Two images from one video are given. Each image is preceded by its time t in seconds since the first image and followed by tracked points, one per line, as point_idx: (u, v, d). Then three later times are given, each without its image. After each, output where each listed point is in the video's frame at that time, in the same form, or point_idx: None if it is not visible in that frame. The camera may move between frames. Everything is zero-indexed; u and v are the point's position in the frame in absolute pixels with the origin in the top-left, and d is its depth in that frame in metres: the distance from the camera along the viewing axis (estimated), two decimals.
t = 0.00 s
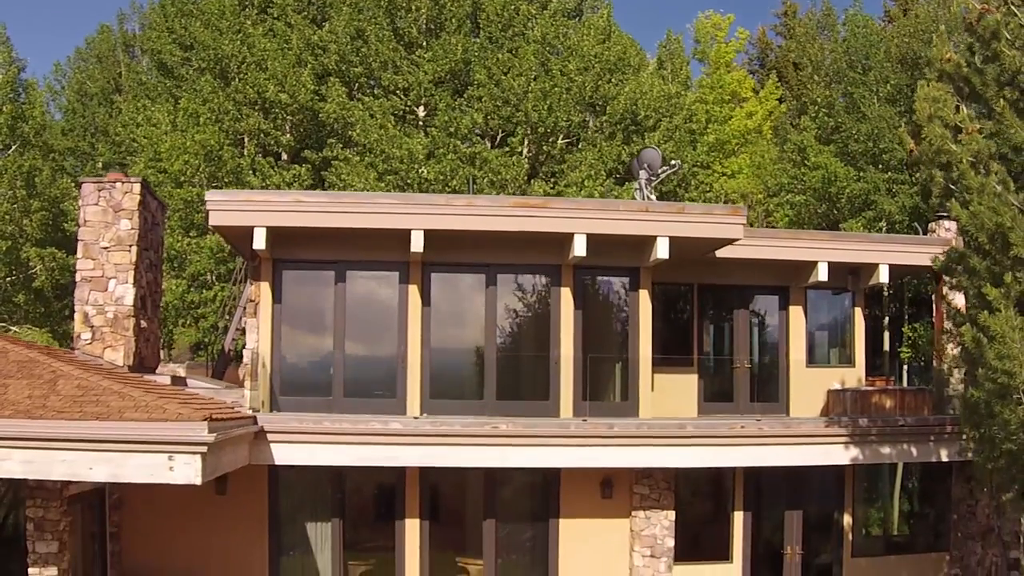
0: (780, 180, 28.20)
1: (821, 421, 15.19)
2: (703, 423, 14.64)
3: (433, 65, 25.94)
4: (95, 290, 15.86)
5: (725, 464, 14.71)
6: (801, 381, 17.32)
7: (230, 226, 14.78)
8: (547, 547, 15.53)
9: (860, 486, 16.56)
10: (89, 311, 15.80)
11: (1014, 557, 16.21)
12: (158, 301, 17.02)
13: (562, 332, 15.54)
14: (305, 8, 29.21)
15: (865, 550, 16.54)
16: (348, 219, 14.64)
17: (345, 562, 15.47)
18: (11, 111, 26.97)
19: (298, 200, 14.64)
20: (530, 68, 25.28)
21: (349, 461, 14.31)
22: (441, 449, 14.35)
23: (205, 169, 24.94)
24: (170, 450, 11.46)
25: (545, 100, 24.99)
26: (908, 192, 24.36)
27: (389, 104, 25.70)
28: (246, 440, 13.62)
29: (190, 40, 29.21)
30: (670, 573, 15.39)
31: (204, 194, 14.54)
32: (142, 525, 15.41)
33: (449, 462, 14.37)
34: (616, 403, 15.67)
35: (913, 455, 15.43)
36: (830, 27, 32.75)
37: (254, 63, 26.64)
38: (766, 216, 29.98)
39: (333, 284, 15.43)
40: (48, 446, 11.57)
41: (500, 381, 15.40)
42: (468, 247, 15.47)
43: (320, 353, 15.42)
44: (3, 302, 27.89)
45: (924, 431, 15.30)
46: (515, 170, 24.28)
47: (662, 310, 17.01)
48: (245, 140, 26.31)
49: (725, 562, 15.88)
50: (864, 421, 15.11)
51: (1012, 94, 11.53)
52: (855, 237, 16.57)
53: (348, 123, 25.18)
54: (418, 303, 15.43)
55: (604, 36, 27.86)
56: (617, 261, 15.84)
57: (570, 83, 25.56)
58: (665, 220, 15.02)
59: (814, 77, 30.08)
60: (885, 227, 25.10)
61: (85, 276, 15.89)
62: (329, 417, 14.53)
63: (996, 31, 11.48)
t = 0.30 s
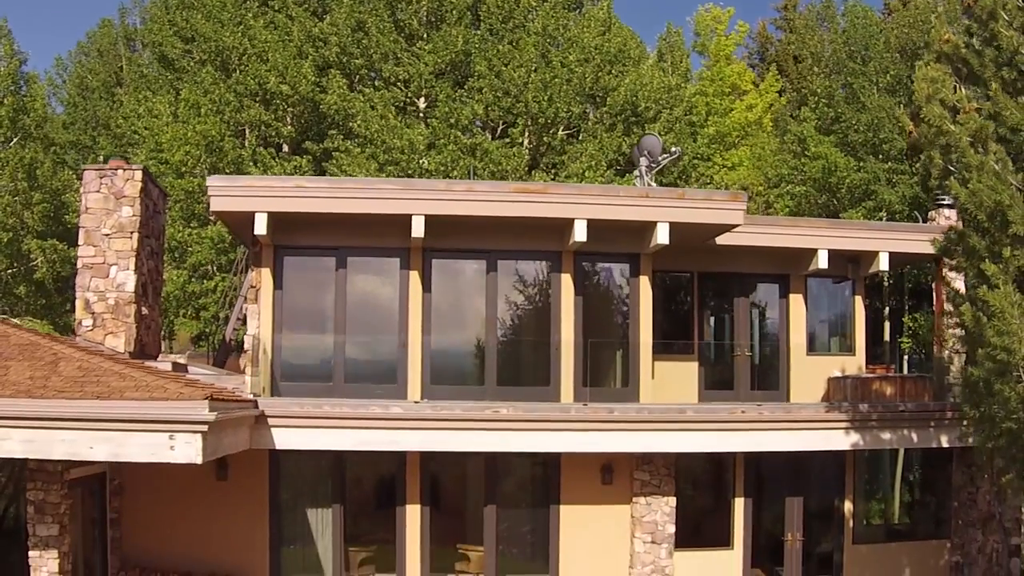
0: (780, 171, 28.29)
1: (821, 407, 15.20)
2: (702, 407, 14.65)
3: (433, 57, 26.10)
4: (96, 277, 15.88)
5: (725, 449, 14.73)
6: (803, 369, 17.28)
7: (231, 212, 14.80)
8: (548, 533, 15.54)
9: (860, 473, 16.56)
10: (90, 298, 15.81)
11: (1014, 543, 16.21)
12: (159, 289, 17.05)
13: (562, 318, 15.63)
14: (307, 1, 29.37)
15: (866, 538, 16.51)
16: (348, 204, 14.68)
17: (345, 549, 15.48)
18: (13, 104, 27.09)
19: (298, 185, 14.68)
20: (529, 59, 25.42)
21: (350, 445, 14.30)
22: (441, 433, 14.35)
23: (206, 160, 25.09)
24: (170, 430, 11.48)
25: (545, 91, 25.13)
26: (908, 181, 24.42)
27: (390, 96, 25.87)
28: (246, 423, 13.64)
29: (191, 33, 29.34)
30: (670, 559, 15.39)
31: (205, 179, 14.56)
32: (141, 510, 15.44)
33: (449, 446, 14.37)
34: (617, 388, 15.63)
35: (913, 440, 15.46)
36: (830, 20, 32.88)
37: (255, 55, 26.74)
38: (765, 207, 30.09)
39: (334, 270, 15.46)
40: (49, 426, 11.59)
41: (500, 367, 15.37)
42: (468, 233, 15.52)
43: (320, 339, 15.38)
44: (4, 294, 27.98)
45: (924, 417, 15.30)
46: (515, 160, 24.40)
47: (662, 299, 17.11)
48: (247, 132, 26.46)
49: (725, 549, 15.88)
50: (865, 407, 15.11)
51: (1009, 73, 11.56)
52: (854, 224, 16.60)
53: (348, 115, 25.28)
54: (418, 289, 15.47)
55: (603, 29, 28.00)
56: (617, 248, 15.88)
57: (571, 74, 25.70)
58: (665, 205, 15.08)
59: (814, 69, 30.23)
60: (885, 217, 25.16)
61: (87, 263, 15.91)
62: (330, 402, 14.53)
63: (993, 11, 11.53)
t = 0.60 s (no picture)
0: (781, 162, 28.40)
1: (821, 394, 15.19)
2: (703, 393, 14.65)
3: (435, 49, 26.28)
4: (97, 264, 15.88)
5: (725, 435, 14.74)
6: (803, 357, 17.23)
7: (231, 198, 14.80)
8: (548, 521, 15.53)
9: (861, 461, 16.55)
10: (91, 285, 15.79)
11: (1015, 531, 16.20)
12: (160, 278, 17.07)
13: (563, 305, 15.67)
14: None
15: (867, 526, 16.46)
16: (348, 190, 14.70)
17: (345, 536, 15.48)
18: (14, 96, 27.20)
19: (299, 171, 14.69)
20: (530, 51, 25.62)
21: (350, 431, 14.28)
22: (442, 418, 14.33)
23: (207, 150, 25.26)
24: (170, 410, 11.48)
25: (546, 83, 25.33)
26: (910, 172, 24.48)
27: (391, 88, 26.09)
28: (247, 407, 13.63)
29: (192, 24, 29.50)
30: (671, 547, 15.37)
31: (206, 165, 14.56)
32: (139, 497, 15.41)
33: (450, 432, 14.35)
34: (617, 374, 15.64)
35: (914, 427, 15.43)
36: (830, 14, 33.03)
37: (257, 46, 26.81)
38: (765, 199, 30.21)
39: (335, 257, 15.50)
40: (48, 406, 11.59)
41: (500, 354, 15.34)
42: (469, 221, 15.56)
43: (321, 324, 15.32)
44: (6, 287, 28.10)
45: (925, 404, 15.29)
46: (516, 150, 24.52)
47: (664, 290, 17.18)
48: (248, 124, 26.61)
49: (725, 537, 15.86)
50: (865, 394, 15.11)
51: (1009, 55, 11.59)
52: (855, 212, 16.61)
53: (349, 106, 25.40)
54: (419, 274, 15.50)
55: (604, 21, 28.15)
56: (617, 235, 15.90)
57: (572, 66, 25.90)
58: (665, 191, 15.09)
59: (816, 61, 30.39)
60: (886, 207, 25.22)
61: (88, 250, 15.90)
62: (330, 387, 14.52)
63: None
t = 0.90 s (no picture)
0: (780, 153, 28.54)
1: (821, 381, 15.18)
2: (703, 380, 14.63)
3: (435, 41, 26.48)
4: (97, 252, 15.88)
5: (725, 422, 14.72)
6: (803, 347, 17.23)
7: (230, 185, 14.80)
8: (548, 508, 15.50)
9: (861, 449, 16.54)
10: (90, 273, 15.79)
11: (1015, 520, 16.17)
12: (159, 267, 17.07)
13: (563, 292, 15.66)
14: None
15: (867, 516, 16.43)
16: (348, 177, 14.68)
17: (344, 524, 15.45)
18: (14, 88, 27.31)
19: (298, 157, 14.68)
20: (529, 43, 25.91)
21: (349, 417, 14.24)
22: (442, 405, 14.31)
23: (207, 140, 25.49)
24: (169, 391, 11.46)
25: (545, 76, 25.57)
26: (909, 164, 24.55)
27: (392, 80, 26.27)
28: (246, 393, 13.59)
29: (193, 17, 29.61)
30: (670, 535, 15.36)
31: (205, 152, 14.56)
32: (139, 485, 15.38)
33: (450, 419, 14.32)
34: (617, 362, 15.70)
35: (914, 415, 15.37)
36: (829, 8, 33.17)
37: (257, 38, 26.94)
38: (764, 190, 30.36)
39: (335, 245, 15.47)
40: (47, 387, 11.56)
41: (501, 342, 15.33)
42: (469, 209, 15.58)
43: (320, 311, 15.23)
44: (6, 280, 28.18)
45: (925, 391, 15.26)
46: (515, 142, 24.71)
47: (663, 281, 17.16)
48: (247, 116, 26.74)
49: (725, 525, 15.84)
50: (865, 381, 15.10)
51: (1008, 36, 11.55)
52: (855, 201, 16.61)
53: (348, 99, 25.56)
54: (419, 262, 15.48)
55: (602, 14, 28.27)
56: (617, 222, 15.91)
57: (572, 58, 26.07)
58: (665, 178, 15.08)
59: (816, 53, 30.54)
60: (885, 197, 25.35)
61: (87, 238, 15.90)
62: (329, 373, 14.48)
63: None
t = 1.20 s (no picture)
0: (778, 145, 28.72)
1: (819, 368, 15.14)
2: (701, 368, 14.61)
3: (432, 34, 26.78)
4: (93, 241, 15.82)
5: (723, 409, 14.68)
6: (802, 337, 17.25)
7: (228, 172, 14.76)
8: (545, 498, 15.45)
9: (860, 439, 16.50)
10: (86, 262, 15.74)
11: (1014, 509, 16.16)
12: (156, 256, 17.03)
13: (562, 280, 15.63)
14: None
15: (865, 505, 16.38)
16: (346, 164, 14.64)
17: (341, 514, 15.37)
18: (10, 81, 27.41)
19: (296, 145, 14.63)
20: (526, 36, 26.20)
21: (346, 404, 14.17)
22: (439, 392, 14.25)
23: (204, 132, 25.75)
24: (165, 373, 11.39)
25: (543, 68, 25.82)
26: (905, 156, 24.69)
27: (390, 73, 26.52)
28: (242, 380, 13.49)
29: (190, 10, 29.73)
30: (668, 525, 15.31)
31: (202, 139, 14.53)
32: (135, 474, 15.30)
33: (447, 406, 14.25)
34: (615, 351, 15.69)
35: (912, 403, 15.34)
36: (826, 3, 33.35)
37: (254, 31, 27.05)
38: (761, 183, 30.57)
39: (331, 232, 15.45)
40: (42, 369, 11.47)
41: (498, 330, 15.30)
42: (467, 197, 15.56)
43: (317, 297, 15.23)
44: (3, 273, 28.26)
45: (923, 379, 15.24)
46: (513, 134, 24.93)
47: (661, 274, 17.04)
48: (244, 109, 26.88)
49: (724, 515, 15.80)
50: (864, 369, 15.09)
51: (1006, 18, 11.56)
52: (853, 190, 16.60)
53: (345, 92, 25.74)
54: (416, 250, 15.44)
55: (598, 8, 28.41)
56: (615, 211, 15.89)
57: (569, 52, 26.27)
58: (663, 165, 15.06)
59: (814, 46, 30.73)
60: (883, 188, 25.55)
61: (84, 227, 15.85)
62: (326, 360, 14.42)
63: None
